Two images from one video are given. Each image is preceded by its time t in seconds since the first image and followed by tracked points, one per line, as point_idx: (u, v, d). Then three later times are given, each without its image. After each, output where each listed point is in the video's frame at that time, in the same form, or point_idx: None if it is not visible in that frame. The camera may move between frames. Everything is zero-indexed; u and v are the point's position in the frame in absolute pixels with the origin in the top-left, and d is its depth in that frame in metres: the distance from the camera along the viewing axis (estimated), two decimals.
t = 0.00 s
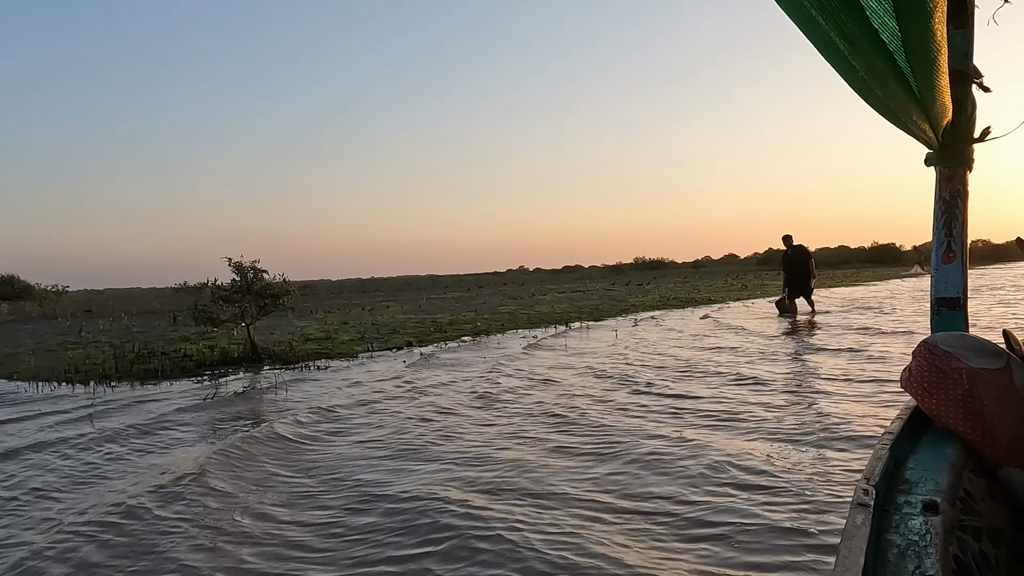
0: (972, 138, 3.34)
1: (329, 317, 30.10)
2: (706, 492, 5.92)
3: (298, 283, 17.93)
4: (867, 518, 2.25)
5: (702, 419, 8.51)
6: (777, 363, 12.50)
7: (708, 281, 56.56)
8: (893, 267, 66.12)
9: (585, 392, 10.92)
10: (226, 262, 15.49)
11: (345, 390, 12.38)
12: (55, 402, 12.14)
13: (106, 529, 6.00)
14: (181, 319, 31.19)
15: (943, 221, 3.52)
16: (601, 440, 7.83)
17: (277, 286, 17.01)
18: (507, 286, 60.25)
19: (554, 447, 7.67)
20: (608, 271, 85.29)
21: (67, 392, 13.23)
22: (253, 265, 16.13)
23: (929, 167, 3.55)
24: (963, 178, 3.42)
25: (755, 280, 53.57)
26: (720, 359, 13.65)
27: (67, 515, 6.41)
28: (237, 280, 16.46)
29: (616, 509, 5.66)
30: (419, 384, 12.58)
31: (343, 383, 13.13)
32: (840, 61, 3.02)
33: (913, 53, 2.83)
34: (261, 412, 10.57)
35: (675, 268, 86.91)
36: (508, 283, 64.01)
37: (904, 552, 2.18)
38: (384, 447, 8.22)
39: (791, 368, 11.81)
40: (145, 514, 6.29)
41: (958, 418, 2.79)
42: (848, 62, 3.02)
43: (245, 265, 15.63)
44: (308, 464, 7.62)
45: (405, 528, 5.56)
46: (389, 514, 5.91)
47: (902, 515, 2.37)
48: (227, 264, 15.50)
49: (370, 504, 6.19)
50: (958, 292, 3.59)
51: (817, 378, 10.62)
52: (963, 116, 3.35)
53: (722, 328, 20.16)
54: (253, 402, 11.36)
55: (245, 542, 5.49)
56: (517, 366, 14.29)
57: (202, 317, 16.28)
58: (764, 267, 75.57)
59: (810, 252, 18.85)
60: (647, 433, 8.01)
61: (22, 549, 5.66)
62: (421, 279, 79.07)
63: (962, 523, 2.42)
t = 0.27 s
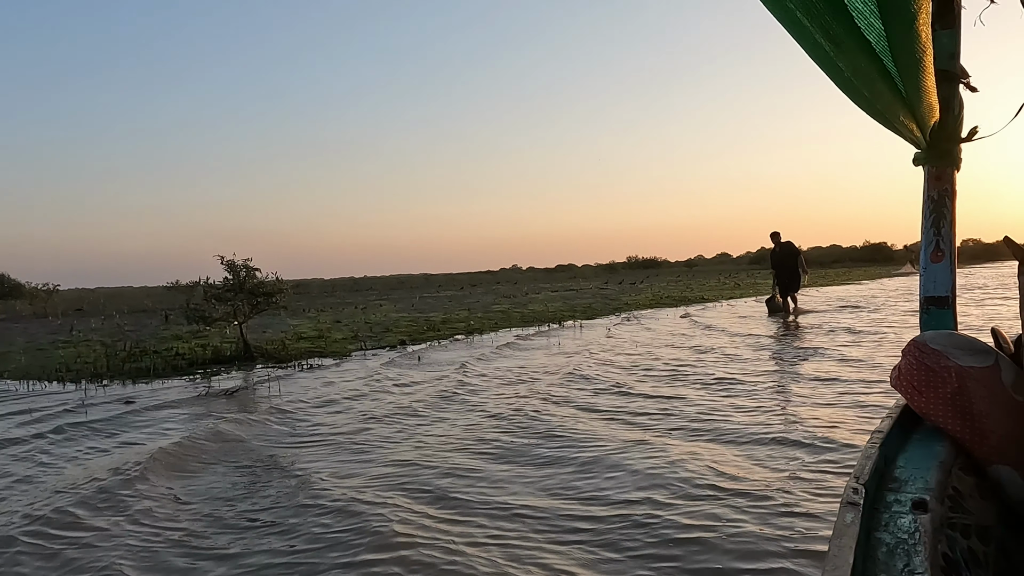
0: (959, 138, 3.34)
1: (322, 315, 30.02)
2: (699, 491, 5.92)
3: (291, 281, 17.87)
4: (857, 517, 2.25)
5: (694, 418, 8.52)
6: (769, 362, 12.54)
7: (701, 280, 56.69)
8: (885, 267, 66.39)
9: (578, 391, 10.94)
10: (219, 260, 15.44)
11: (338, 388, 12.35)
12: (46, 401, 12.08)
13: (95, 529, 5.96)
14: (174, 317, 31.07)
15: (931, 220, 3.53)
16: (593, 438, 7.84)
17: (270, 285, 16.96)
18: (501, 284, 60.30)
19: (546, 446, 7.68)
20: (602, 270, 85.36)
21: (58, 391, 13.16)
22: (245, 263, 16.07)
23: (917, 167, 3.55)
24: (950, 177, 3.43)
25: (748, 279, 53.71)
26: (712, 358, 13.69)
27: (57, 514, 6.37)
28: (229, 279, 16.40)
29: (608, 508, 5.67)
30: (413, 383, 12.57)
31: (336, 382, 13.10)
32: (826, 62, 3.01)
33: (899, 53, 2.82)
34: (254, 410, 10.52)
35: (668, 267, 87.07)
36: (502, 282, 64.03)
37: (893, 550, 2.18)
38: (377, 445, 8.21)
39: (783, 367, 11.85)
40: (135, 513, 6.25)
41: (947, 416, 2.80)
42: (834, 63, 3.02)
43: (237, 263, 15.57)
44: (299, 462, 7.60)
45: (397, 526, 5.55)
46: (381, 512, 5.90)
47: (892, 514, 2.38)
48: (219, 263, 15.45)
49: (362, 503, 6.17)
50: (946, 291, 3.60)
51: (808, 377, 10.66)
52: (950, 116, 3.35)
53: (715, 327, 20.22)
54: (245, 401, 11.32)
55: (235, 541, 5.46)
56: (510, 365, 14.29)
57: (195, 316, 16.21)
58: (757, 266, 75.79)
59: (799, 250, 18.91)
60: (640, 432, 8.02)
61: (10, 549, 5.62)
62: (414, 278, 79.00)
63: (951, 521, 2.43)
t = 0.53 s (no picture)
0: (951, 137, 3.37)
1: (316, 314, 29.96)
2: (694, 491, 5.93)
3: (284, 280, 17.83)
4: (852, 515, 2.26)
5: (688, 417, 8.55)
6: (762, 361, 12.58)
7: (695, 279, 56.83)
8: (877, 266, 66.67)
9: (572, 390, 10.96)
10: (212, 259, 15.40)
11: (332, 387, 12.34)
12: (38, 400, 12.03)
13: (89, 529, 5.93)
14: (166, 315, 30.95)
15: (924, 220, 3.55)
16: (588, 438, 7.86)
17: (264, 283, 16.91)
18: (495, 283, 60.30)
19: (540, 445, 7.69)
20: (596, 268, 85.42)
21: (49, 390, 13.11)
22: (239, 262, 16.03)
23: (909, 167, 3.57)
24: (943, 176, 3.45)
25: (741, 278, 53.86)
26: (706, 357, 13.73)
27: (49, 514, 6.35)
28: (223, 277, 16.36)
29: (602, 507, 5.68)
30: (407, 382, 12.56)
31: (330, 381, 13.08)
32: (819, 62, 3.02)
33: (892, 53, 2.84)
34: (247, 410, 10.49)
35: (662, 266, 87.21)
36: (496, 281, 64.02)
37: (888, 548, 2.19)
38: (371, 444, 8.21)
39: (776, 367, 11.90)
40: (128, 514, 6.22)
41: (940, 415, 2.81)
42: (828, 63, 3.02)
43: (230, 261, 15.53)
44: (293, 462, 7.59)
45: (391, 526, 5.55)
46: (375, 512, 5.90)
47: (887, 512, 2.39)
48: (212, 261, 15.41)
49: (357, 503, 6.16)
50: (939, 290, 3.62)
51: (801, 377, 10.70)
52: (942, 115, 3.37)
53: (709, 326, 20.27)
54: (239, 400, 11.30)
55: (230, 541, 5.44)
56: (504, 364, 14.30)
57: (188, 314, 16.16)
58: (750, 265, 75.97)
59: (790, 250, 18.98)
60: (634, 431, 8.04)
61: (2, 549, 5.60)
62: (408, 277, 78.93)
63: (945, 518, 2.45)
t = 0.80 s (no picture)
0: (952, 130, 3.38)
1: (309, 313, 29.89)
2: (694, 487, 5.92)
3: (277, 279, 17.76)
4: (859, 506, 2.26)
5: (684, 415, 8.55)
6: (757, 360, 12.61)
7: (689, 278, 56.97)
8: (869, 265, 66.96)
9: (567, 388, 10.95)
10: (204, 258, 15.33)
11: (326, 386, 12.29)
12: (29, 399, 11.95)
13: (83, 529, 5.89)
14: (158, 315, 30.81)
15: (924, 213, 3.56)
16: (584, 435, 7.86)
17: (257, 282, 16.85)
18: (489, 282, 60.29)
19: (537, 443, 7.68)
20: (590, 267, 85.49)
21: (41, 389, 13.02)
22: (232, 260, 15.96)
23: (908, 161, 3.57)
24: (942, 170, 3.45)
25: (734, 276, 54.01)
26: (700, 355, 13.75)
27: (43, 514, 6.30)
28: (216, 276, 16.29)
29: (600, 504, 5.67)
30: (402, 380, 12.54)
31: (324, 379, 13.05)
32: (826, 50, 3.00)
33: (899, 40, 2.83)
34: (242, 408, 10.44)
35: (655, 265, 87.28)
36: (489, 280, 63.98)
37: (897, 539, 2.19)
38: (367, 442, 8.17)
39: (771, 365, 11.92)
40: (124, 513, 6.16)
41: (942, 407, 2.81)
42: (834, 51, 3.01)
43: (223, 260, 15.46)
44: (289, 460, 7.56)
45: (389, 523, 5.53)
46: (372, 509, 5.88)
47: (893, 503, 2.39)
48: (205, 260, 15.34)
49: (355, 501, 6.12)
50: (939, 283, 3.62)
51: (796, 375, 10.72)
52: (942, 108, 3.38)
53: (702, 325, 20.31)
54: (233, 399, 11.24)
55: (228, 540, 5.39)
56: (499, 362, 14.29)
57: (181, 313, 16.08)
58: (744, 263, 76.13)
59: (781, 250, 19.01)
60: (631, 428, 8.04)
61: None
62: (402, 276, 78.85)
63: (950, 509, 2.45)
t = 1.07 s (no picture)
0: (949, 129, 3.39)
1: (303, 313, 29.82)
2: (692, 486, 5.93)
3: (272, 278, 17.72)
4: (858, 501, 2.27)
5: (680, 413, 8.58)
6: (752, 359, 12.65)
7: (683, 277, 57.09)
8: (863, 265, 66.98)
9: (563, 387, 10.98)
10: (199, 257, 15.30)
11: (322, 385, 12.29)
12: (23, 399, 11.90)
13: (79, 528, 5.88)
14: (151, 314, 30.72)
15: (921, 211, 3.58)
16: (581, 434, 7.88)
17: (252, 281, 16.81)
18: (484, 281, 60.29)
19: (534, 442, 7.70)
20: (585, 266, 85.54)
21: (35, 389, 12.97)
22: (227, 259, 15.92)
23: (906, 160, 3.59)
24: (940, 168, 3.47)
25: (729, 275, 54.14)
26: (696, 354, 13.79)
27: (38, 514, 6.28)
28: (210, 275, 16.25)
29: (598, 503, 5.68)
30: (397, 379, 12.54)
31: (320, 378, 13.04)
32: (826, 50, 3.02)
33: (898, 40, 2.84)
34: (238, 408, 10.42)
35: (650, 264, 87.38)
36: (484, 279, 63.96)
37: (895, 534, 2.20)
38: (364, 442, 8.18)
39: (766, 364, 11.97)
40: (121, 513, 6.14)
41: (939, 404, 2.82)
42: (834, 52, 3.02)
43: (218, 259, 15.43)
44: (286, 459, 7.56)
45: (387, 523, 5.53)
46: (370, 509, 5.88)
47: (891, 499, 2.40)
48: (200, 259, 15.31)
49: (353, 501, 6.11)
50: (935, 281, 3.64)
51: (791, 373, 10.76)
52: (940, 107, 3.40)
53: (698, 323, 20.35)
54: (229, 398, 11.23)
55: (226, 540, 5.38)
56: (495, 361, 14.30)
57: (175, 313, 16.04)
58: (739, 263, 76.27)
59: (774, 249, 19.06)
60: (627, 427, 8.07)
61: None
62: (397, 275, 78.76)
63: (948, 505, 2.46)
